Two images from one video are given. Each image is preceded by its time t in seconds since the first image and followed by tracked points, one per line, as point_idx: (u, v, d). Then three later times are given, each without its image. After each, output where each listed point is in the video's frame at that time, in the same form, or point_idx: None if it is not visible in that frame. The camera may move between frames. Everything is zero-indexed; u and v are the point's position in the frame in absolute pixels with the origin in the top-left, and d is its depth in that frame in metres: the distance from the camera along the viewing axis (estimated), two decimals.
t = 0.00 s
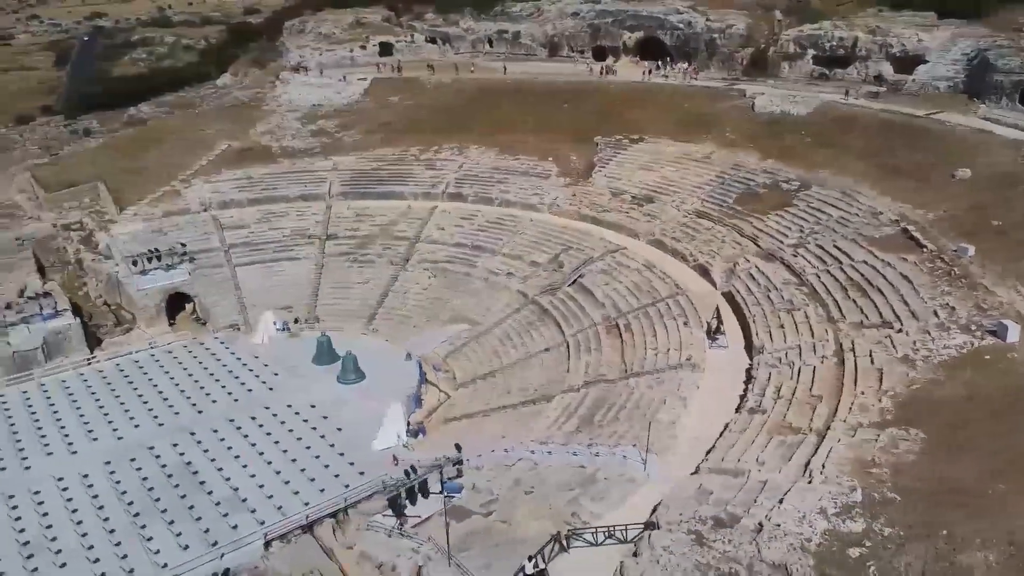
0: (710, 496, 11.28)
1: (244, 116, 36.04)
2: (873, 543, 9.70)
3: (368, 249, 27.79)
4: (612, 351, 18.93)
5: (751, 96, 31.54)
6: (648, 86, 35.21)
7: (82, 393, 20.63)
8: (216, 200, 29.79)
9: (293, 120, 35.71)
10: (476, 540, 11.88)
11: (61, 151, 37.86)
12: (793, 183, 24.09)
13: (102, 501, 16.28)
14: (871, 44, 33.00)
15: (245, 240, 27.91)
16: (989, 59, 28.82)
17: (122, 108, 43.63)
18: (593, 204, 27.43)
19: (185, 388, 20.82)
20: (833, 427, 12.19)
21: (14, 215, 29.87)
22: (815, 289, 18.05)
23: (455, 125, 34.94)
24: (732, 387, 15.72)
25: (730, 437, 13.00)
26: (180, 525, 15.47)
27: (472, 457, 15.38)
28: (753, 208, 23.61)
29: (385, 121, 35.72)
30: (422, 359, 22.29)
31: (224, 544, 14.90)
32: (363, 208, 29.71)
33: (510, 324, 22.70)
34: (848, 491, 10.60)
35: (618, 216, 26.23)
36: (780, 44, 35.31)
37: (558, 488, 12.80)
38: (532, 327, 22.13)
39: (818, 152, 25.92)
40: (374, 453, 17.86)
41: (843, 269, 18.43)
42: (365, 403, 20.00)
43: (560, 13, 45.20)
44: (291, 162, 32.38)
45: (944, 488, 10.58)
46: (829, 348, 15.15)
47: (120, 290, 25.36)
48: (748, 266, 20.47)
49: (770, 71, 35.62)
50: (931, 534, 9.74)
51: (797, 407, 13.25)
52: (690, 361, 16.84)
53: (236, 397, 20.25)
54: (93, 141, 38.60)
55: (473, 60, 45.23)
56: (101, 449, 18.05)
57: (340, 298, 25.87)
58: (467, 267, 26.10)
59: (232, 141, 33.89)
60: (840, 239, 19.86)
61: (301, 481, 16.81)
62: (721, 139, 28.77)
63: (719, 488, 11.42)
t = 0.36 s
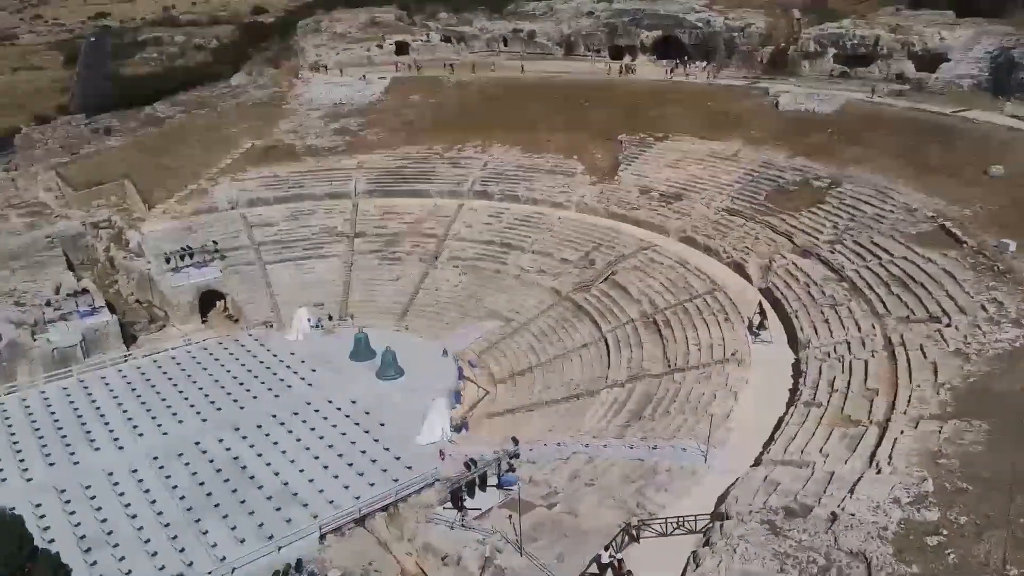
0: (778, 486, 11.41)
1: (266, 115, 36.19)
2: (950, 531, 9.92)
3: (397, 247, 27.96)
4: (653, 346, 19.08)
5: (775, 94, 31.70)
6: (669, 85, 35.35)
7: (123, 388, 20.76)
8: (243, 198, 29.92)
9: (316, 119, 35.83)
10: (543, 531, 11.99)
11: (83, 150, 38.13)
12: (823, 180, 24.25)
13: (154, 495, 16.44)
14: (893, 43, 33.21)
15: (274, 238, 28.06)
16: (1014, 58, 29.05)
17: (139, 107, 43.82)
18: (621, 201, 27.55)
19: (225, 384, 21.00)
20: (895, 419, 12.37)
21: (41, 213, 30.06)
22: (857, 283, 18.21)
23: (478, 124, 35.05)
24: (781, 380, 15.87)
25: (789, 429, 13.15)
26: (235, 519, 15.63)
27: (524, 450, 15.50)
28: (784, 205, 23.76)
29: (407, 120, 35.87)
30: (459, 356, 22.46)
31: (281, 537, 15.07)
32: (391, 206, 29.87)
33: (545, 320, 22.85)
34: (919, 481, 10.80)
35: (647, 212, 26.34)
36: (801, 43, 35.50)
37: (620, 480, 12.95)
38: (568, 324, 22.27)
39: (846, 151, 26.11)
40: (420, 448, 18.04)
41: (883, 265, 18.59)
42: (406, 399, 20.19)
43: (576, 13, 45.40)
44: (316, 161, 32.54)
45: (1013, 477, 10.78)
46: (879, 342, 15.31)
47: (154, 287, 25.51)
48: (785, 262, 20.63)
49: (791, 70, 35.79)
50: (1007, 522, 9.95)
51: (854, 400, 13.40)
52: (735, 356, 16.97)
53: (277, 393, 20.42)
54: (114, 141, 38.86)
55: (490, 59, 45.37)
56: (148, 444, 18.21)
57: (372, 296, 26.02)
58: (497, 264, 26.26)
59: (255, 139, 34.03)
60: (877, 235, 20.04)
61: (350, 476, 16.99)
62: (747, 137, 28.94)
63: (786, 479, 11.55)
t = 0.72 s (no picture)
0: (846, 478, 11.61)
1: (289, 114, 36.34)
2: None
3: (427, 245, 28.17)
4: (695, 342, 19.27)
5: (799, 93, 31.87)
6: (691, 84, 35.51)
7: (165, 385, 20.95)
8: (272, 197, 30.09)
9: (339, 118, 35.98)
10: (612, 522, 12.15)
11: (105, 148, 38.43)
12: (855, 178, 24.44)
13: (208, 489, 16.61)
14: (916, 42, 33.51)
15: (304, 236, 28.23)
16: None
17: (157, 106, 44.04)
18: (650, 199, 27.71)
19: (267, 382, 21.19)
20: (955, 413, 12.62)
21: (70, 211, 30.25)
22: (898, 280, 18.42)
23: (500, 122, 35.16)
24: (830, 375, 16.06)
25: (847, 423, 13.36)
26: (292, 513, 15.81)
27: (577, 444, 15.68)
28: (816, 203, 23.93)
29: (430, 118, 36.02)
30: (495, 352, 22.64)
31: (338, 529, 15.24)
32: (419, 204, 30.06)
33: (581, 317, 23.04)
34: (988, 472, 11.09)
35: (676, 210, 26.52)
36: (822, 42, 35.75)
37: (682, 472, 13.15)
38: (604, 320, 22.47)
39: (875, 149, 26.31)
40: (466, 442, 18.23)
41: (924, 261, 18.80)
42: (448, 394, 20.37)
43: (591, 13, 45.62)
44: (342, 160, 32.72)
45: None
46: (928, 337, 15.54)
47: (187, 285, 25.66)
48: (822, 259, 20.83)
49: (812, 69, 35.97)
50: None
51: (911, 393, 13.60)
52: (781, 351, 17.15)
53: (318, 389, 20.61)
54: (136, 140, 39.11)
55: (508, 59, 45.54)
56: (197, 439, 18.41)
57: (404, 293, 26.19)
58: (528, 261, 26.43)
59: (280, 138, 34.20)
60: (914, 231, 20.26)
61: (401, 470, 17.18)
62: (773, 135, 29.12)
63: (853, 470, 11.75)
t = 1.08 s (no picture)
0: (914, 470, 11.84)
1: (314, 114, 36.56)
2: None
3: (459, 243, 28.39)
4: (738, 339, 19.47)
5: (825, 93, 32.04)
6: (715, 84, 35.67)
7: (210, 382, 21.18)
8: (303, 196, 30.32)
9: (365, 117, 36.18)
10: (682, 514, 12.34)
11: (130, 148, 38.66)
12: (887, 176, 24.61)
13: (264, 484, 16.78)
14: (941, 42, 34.34)
15: (337, 235, 28.45)
16: None
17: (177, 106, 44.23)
18: (681, 198, 27.86)
19: (310, 379, 21.38)
20: (1016, 406, 12.82)
21: (102, 210, 30.44)
22: (941, 277, 18.60)
23: (525, 122, 35.34)
24: (880, 370, 16.25)
25: (907, 417, 13.57)
26: (349, 507, 15.98)
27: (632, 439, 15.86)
28: (851, 202, 24.10)
29: (454, 118, 36.17)
30: (534, 349, 22.76)
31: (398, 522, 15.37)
32: (448, 204, 30.27)
33: (618, 316, 23.28)
34: None
35: (708, 209, 26.69)
36: (845, 43, 36.28)
37: (745, 465, 13.37)
38: (643, 318, 22.66)
39: (905, 147, 26.53)
40: (515, 437, 18.38)
41: (966, 258, 18.98)
42: (491, 389, 20.51)
43: (609, 14, 45.97)
44: (370, 159, 32.96)
45: None
46: (979, 333, 15.73)
47: (224, 283, 25.84)
48: (861, 257, 21.02)
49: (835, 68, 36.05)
50: None
51: (968, 388, 13.80)
52: (829, 347, 17.33)
53: (362, 386, 20.80)
54: (161, 140, 39.35)
55: (527, 59, 45.67)
56: (248, 435, 18.59)
57: (438, 291, 26.39)
58: (562, 260, 26.64)
59: (307, 138, 34.43)
60: (953, 229, 20.45)
61: (453, 464, 17.32)
62: (802, 134, 29.34)
63: (921, 463, 11.98)
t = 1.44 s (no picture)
0: (984, 463, 12.12)
1: (342, 115, 36.87)
2: None
3: (493, 243, 28.63)
4: (783, 336, 19.70)
5: (854, 93, 32.18)
6: (741, 84, 35.81)
7: (258, 380, 21.47)
8: (337, 196, 30.61)
9: (392, 118, 36.42)
10: (753, 507, 12.51)
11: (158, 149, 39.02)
12: (922, 175, 24.82)
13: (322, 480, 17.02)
14: (968, 42, 34.74)
15: (372, 234, 28.71)
16: None
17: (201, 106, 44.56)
18: (714, 198, 28.10)
19: (356, 377, 21.64)
20: None
21: (136, 211, 30.76)
22: (987, 275, 18.83)
23: (552, 122, 35.57)
24: (932, 367, 16.52)
25: (968, 415, 13.83)
26: (409, 502, 16.20)
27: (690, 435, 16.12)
28: (887, 201, 24.32)
29: (481, 118, 36.35)
30: (575, 346, 22.94)
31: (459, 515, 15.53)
32: (480, 204, 30.51)
33: (657, 314, 23.51)
34: None
35: (741, 209, 26.93)
36: (870, 43, 36.85)
37: (810, 459, 13.63)
38: (683, 316, 22.88)
39: (939, 147, 26.73)
40: (565, 433, 18.56)
41: (1010, 256, 19.20)
42: (537, 386, 20.69)
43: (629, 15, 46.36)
44: (400, 159, 33.25)
45: None
46: None
47: (262, 281, 26.06)
48: (902, 255, 21.26)
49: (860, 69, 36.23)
50: None
51: None
52: (878, 344, 17.55)
53: (409, 384, 21.04)
54: (188, 140, 39.69)
55: (548, 60, 45.74)
56: (300, 433, 18.86)
57: (474, 289, 26.64)
58: (598, 259, 26.88)
59: (337, 138, 34.71)
60: (995, 227, 20.68)
61: (507, 460, 17.51)
62: (833, 133, 29.55)
63: (990, 456, 12.26)
